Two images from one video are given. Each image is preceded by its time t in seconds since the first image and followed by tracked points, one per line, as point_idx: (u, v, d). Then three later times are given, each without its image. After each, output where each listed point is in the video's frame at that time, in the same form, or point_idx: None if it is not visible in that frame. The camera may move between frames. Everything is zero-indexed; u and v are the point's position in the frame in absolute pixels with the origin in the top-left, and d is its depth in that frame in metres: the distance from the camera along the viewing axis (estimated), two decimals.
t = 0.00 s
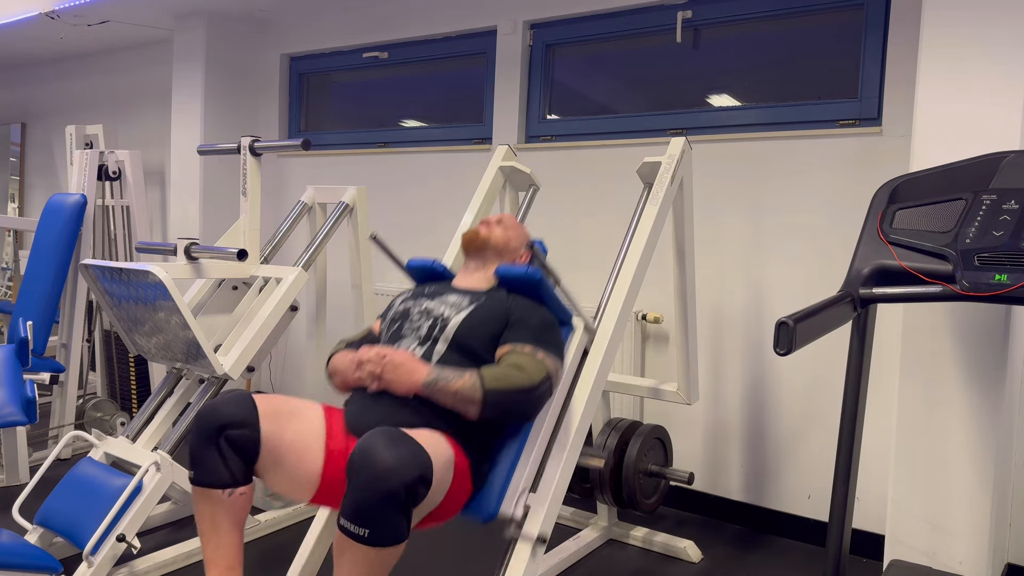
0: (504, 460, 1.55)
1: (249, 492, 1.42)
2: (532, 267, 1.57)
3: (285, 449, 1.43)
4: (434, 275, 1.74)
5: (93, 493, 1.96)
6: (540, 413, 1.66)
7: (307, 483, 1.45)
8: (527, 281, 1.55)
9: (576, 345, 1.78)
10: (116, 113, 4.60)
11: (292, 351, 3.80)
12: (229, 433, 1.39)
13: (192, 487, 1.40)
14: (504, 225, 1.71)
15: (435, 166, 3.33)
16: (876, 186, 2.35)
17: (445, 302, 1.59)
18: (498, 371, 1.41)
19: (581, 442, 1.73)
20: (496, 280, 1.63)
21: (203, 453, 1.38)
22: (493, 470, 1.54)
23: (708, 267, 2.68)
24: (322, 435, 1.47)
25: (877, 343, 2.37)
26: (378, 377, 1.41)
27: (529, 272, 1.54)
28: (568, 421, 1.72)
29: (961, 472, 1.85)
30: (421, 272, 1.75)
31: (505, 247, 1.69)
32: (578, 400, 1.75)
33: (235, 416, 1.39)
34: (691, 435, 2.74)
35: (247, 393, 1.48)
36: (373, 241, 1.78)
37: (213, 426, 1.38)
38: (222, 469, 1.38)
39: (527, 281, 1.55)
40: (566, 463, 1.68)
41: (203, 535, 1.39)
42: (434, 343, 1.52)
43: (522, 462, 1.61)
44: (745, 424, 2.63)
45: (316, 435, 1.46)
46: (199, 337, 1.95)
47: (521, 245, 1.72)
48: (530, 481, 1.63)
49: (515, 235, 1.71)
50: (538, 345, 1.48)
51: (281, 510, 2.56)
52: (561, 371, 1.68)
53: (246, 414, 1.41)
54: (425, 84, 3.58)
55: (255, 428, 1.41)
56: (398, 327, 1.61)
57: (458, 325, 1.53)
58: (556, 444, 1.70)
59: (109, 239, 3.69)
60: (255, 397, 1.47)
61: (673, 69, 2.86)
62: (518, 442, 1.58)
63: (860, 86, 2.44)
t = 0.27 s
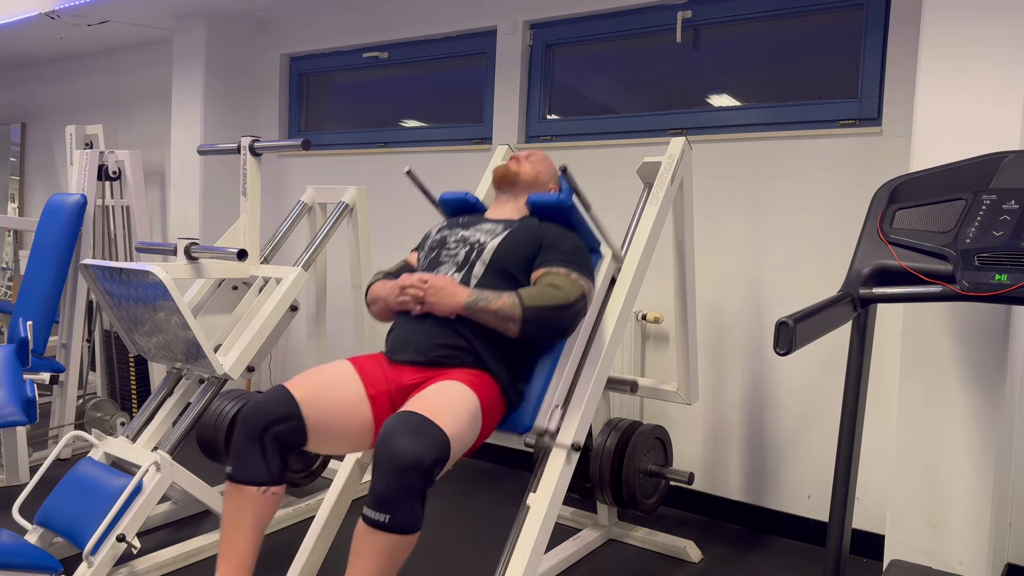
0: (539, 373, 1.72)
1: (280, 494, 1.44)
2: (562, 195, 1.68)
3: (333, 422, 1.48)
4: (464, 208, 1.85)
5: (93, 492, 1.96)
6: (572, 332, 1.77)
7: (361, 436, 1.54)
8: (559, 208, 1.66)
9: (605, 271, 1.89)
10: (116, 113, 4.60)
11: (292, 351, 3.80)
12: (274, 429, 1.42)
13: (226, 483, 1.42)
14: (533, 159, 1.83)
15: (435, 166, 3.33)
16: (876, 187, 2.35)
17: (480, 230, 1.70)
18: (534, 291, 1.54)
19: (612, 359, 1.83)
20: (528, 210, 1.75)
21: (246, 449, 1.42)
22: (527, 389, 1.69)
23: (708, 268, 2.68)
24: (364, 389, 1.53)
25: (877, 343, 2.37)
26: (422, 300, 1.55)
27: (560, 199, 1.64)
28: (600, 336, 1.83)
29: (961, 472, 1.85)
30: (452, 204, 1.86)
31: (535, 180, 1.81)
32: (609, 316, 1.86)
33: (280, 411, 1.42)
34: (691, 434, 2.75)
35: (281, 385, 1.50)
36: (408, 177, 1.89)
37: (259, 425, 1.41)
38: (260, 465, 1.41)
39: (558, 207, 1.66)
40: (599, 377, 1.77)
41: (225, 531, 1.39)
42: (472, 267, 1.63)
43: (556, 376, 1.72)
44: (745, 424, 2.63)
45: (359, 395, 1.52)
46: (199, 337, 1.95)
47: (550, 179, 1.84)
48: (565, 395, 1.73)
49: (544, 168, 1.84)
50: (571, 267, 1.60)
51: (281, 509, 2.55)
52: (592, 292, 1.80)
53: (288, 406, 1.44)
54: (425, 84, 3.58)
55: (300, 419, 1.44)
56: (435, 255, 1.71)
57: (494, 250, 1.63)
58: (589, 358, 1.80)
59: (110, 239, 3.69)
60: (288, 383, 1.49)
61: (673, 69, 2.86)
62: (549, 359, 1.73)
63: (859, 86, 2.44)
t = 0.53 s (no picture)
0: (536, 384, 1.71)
1: (276, 494, 1.45)
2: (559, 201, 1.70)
3: (330, 425, 1.48)
4: (463, 212, 1.90)
5: (93, 492, 1.96)
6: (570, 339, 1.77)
7: (356, 440, 1.53)
8: (556, 212, 1.67)
9: (604, 277, 1.88)
10: (116, 113, 4.60)
11: (293, 350, 3.80)
12: (270, 430, 1.42)
13: (224, 483, 1.43)
14: (530, 164, 1.86)
15: (435, 166, 3.33)
16: (876, 186, 2.35)
17: (477, 236, 1.72)
18: (533, 300, 1.54)
19: (608, 369, 1.83)
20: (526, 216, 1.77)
21: (242, 449, 1.42)
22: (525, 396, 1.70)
23: (708, 268, 2.68)
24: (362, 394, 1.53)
25: (877, 342, 2.37)
26: (417, 310, 1.54)
27: (557, 203, 1.66)
28: (598, 342, 1.83)
29: (961, 472, 1.85)
30: (451, 208, 1.89)
31: (530, 185, 1.83)
32: (607, 321, 1.86)
33: (276, 414, 1.43)
34: (691, 434, 2.74)
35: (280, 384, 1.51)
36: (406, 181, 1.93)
37: (255, 426, 1.42)
38: (257, 466, 1.42)
39: (555, 212, 1.67)
40: (596, 382, 1.78)
41: (222, 532, 1.41)
42: (469, 274, 1.64)
43: (554, 382, 1.72)
44: (745, 423, 2.63)
45: (355, 399, 1.51)
46: (199, 337, 1.95)
47: (547, 183, 1.86)
48: (562, 401, 1.73)
49: (541, 173, 1.86)
50: (569, 274, 1.61)
51: (280, 510, 2.55)
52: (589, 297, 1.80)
53: (284, 408, 1.44)
54: (425, 84, 3.58)
55: (296, 421, 1.44)
56: (432, 262, 1.73)
57: (491, 257, 1.65)
58: (586, 364, 1.80)
59: (110, 240, 3.69)
60: (286, 385, 1.50)
61: (673, 69, 2.86)
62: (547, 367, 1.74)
63: (860, 86, 2.44)
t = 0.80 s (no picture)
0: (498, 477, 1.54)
1: (248, 494, 1.42)
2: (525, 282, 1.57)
3: (279, 458, 1.42)
4: (426, 287, 1.76)
5: (93, 493, 1.96)
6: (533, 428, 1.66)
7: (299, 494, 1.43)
8: (521, 295, 1.55)
9: (571, 358, 1.77)
10: (116, 113, 4.60)
11: (293, 350, 3.80)
12: (229, 435, 1.38)
13: (191, 488, 1.40)
14: (497, 237, 1.72)
15: (435, 166, 3.33)
16: (876, 186, 2.35)
17: (437, 316, 1.60)
18: (491, 390, 1.41)
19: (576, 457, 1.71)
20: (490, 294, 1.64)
21: (203, 454, 1.38)
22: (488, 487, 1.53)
23: (708, 268, 2.68)
24: (317, 450, 1.45)
25: (877, 342, 2.37)
26: (368, 395, 1.41)
27: (522, 286, 1.54)
28: (563, 434, 1.72)
29: (961, 472, 1.85)
30: (414, 283, 1.76)
31: (497, 262, 1.70)
32: (574, 409, 1.74)
33: (233, 417, 1.38)
34: (691, 435, 2.74)
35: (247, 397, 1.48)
36: (366, 253, 1.82)
37: (213, 428, 1.38)
38: (219, 470, 1.38)
39: (520, 295, 1.55)
40: (562, 476, 1.67)
41: (201, 535, 1.39)
42: (426, 358, 1.53)
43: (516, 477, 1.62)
44: (745, 424, 2.63)
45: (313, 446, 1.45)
46: (199, 337, 1.95)
47: (514, 257, 1.73)
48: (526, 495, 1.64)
49: (509, 246, 1.72)
50: (531, 361, 1.48)
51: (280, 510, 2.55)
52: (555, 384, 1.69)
53: (242, 415, 1.39)
54: (425, 84, 3.58)
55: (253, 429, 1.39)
56: (388, 342, 1.62)
57: (449, 342, 1.53)
58: (551, 456, 1.69)
59: (110, 240, 3.69)
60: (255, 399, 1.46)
61: (673, 69, 2.86)
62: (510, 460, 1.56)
63: (860, 86, 2.44)
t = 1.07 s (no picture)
0: (471, 540, 1.51)
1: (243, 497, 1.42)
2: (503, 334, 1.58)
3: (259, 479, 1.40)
4: (403, 334, 1.77)
5: (93, 493, 1.96)
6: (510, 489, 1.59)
7: (268, 525, 1.40)
8: (496, 347, 1.56)
9: (551, 412, 1.71)
10: (116, 113, 4.60)
11: (293, 350, 3.80)
12: (221, 438, 1.37)
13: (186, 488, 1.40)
14: (477, 285, 1.73)
15: (435, 166, 3.33)
16: (876, 186, 2.35)
17: (413, 367, 1.60)
18: (467, 446, 1.43)
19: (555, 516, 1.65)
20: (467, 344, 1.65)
21: (197, 455, 1.38)
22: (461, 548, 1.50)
23: (708, 268, 2.68)
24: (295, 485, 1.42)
25: (877, 342, 2.37)
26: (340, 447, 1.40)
27: (501, 338, 1.54)
28: (541, 492, 1.65)
29: (961, 472, 1.85)
30: (391, 329, 1.77)
31: (475, 310, 1.71)
32: (552, 467, 1.68)
33: (229, 422, 1.38)
34: (691, 435, 2.74)
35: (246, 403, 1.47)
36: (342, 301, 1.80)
37: (208, 429, 1.37)
38: (212, 474, 1.38)
39: (496, 346, 1.56)
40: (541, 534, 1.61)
41: (198, 534, 1.41)
42: (400, 411, 1.54)
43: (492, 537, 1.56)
44: (745, 424, 2.63)
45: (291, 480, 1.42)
46: (199, 338, 1.95)
47: (493, 306, 1.73)
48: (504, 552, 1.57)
49: (488, 294, 1.73)
50: (507, 417, 1.51)
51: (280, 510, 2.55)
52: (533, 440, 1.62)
53: (240, 421, 1.39)
54: (425, 84, 3.58)
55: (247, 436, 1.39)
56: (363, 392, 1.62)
57: (424, 395, 1.54)
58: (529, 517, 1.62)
59: (109, 240, 3.69)
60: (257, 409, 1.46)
61: (673, 69, 2.86)
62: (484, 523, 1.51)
63: (860, 86, 2.44)
